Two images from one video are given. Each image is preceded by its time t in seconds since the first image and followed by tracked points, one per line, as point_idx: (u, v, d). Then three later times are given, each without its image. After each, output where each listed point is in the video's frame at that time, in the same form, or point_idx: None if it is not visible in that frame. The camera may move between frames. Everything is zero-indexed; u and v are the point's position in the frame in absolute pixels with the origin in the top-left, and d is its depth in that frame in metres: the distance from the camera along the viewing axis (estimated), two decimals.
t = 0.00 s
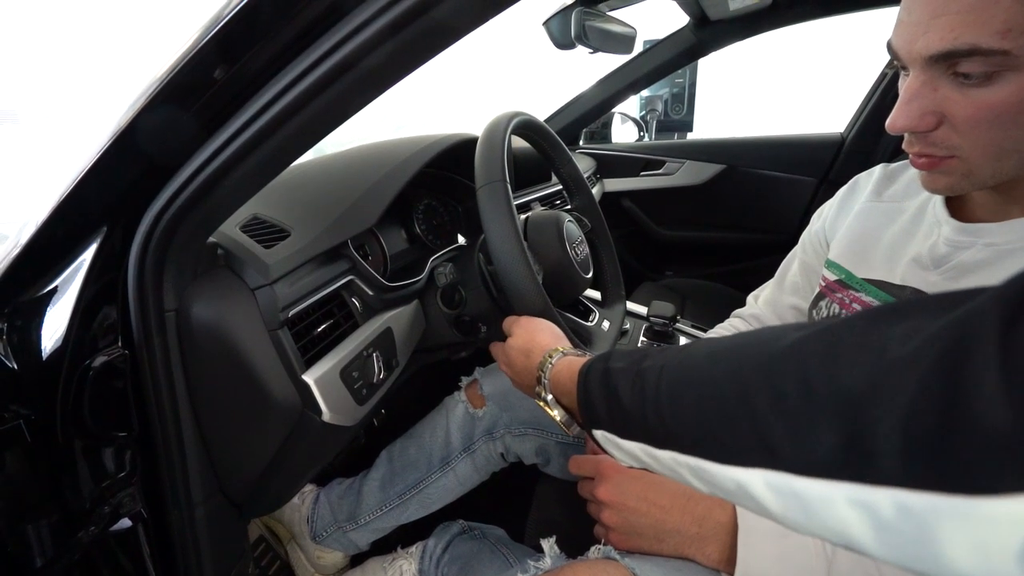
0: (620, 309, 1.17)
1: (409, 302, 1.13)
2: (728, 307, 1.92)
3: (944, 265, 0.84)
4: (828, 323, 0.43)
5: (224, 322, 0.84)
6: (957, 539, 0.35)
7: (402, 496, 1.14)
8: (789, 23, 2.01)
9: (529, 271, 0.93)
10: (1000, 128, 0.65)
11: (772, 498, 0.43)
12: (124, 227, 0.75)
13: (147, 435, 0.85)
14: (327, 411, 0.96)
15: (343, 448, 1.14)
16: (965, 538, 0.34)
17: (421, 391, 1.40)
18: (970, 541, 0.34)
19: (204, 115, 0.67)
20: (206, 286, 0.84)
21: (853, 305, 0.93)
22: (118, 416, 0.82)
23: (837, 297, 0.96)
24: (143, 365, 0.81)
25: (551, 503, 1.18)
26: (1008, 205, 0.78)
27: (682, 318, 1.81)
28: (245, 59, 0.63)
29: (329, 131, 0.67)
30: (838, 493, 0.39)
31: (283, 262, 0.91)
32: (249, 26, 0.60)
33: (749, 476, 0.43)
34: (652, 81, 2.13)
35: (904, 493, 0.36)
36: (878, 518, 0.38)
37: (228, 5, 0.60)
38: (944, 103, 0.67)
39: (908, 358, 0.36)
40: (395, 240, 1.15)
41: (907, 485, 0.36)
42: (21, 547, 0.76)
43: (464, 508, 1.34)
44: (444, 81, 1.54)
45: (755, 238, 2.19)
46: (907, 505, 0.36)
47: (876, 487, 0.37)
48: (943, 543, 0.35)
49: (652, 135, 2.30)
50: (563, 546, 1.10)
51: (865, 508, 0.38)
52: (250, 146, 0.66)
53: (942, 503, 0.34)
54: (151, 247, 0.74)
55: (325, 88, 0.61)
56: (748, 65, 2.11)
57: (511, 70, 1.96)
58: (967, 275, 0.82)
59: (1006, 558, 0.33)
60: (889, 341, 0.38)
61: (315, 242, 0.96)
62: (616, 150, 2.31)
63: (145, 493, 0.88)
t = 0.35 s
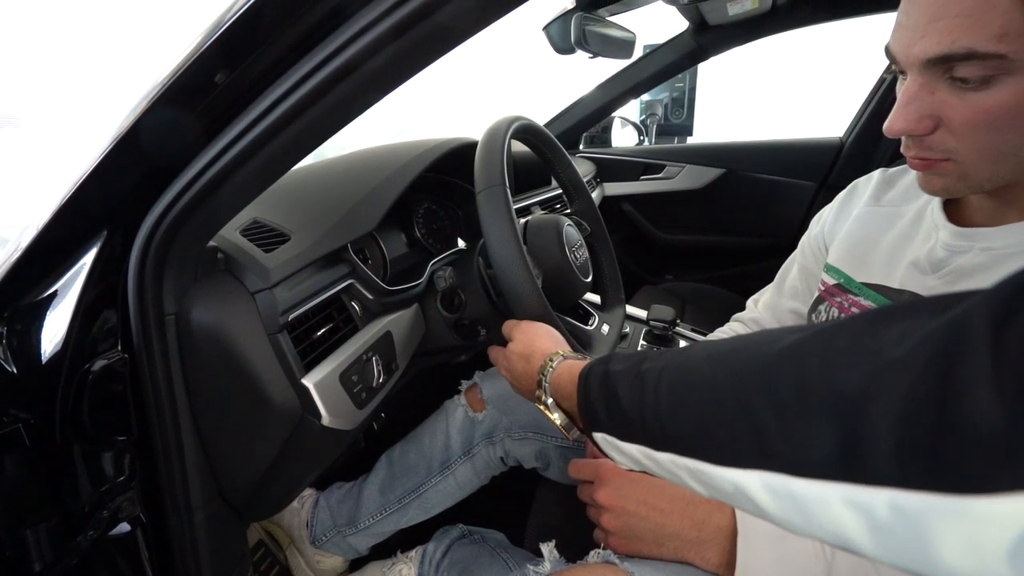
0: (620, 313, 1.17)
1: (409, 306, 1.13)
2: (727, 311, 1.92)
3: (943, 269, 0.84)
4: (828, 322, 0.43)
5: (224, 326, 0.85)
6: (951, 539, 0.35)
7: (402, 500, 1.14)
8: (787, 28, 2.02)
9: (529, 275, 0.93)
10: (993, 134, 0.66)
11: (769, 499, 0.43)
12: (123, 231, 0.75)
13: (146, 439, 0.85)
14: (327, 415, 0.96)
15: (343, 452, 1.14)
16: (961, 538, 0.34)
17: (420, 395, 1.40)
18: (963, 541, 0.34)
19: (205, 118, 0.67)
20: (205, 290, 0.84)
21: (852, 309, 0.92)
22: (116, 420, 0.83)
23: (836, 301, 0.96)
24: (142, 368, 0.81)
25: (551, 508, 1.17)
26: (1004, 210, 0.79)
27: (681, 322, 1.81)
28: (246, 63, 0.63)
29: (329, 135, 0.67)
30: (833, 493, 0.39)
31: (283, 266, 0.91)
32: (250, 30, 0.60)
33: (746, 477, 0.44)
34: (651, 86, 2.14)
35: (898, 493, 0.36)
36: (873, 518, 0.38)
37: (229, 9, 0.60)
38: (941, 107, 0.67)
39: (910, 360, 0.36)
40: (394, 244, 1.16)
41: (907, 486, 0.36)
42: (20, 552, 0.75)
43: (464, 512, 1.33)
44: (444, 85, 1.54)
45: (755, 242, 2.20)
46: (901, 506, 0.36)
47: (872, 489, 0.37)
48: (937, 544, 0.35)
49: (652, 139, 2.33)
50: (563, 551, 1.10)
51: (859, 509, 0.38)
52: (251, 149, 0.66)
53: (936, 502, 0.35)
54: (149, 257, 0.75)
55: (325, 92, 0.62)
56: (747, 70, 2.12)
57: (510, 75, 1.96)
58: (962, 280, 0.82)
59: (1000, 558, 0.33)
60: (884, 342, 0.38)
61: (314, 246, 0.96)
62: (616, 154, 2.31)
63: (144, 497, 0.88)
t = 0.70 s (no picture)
0: (617, 315, 1.17)
1: (406, 308, 1.13)
2: (725, 313, 1.93)
3: (947, 270, 0.84)
4: (823, 324, 0.43)
5: (222, 329, 0.84)
6: (938, 540, 0.36)
7: (400, 502, 1.14)
8: (784, 31, 2.02)
9: (525, 277, 0.93)
10: (958, 119, 0.65)
11: (759, 501, 0.44)
12: (121, 235, 0.75)
13: (143, 441, 0.85)
14: (324, 417, 0.96)
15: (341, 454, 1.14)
16: (948, 539, 0.35)
17: (418, 397, 1.40)
18: (950, 542, 0.35)
19: (203, 121, 0.67)
20: (203, 293, 0.84)
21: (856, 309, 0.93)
22: (113, 423, 0.83)
23: (838, 300, 0.96)
24: (139, 371, 0.81)
25: (549, 510, 1.17)
26: (1011, 211, 0.79)
27: (679, 324, 1.81)
28: (245, 67, 0.63)
29: (328, 136, 0.67)
30: (823, 495, 0.40)
31: (280, 268, 0.91)
32: (249, 32, 0.60)
33: (738, 479, 0.44)
34: (649, 88, 2.15)
35: (886, 496, 0.37)
36: (861, 520, 0.39)
37: (227, 13, 0.60)
38: (905, 96, 0.68)
39: (908, 361, 0.36)
40: (391, 246, 1.16)
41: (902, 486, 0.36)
42: (17, 555, 0.75)
43: (462, 514, 1.33)
44: (442, 87, 1.54)
45: (752, 244, 2.20)
46: (888, 508, 0.37)
47: (860, 489, 0.38)
48: (925, 545, 0.36)
49: (651, 141, 2.31)
50: (561, 553, 1.10)
51: (849, 511, 0.39)
52: (250, 151, 0.66)
53: (924, 506, 0.36)
54: (145, 269, 0.75)
55: (325, 94, 0.62)
56: (744, 72, 2.13)
57: (508, 77, 1.97)
58: (973, 279, 0.81)
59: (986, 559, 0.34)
60: (874, 342, 0.39)
61: (312, 248, 0.96)
62: (614, 156, 2.29)
63: (141, 500, 0.88)
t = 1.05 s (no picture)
0: (615, 315, 1.17)
1: (405, 309, 1.13)
2: (723, 314, 1.93)
3: (941, 264, 0.84)
4: (822, 332, 0.43)
5: (219, 329, 0.85)
6: (938, 554, 0.36)
7: (398, 502, 1.14)
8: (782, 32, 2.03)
9: (520, 276, 0.93)
10: (902, 113, 0.74)
11: (758, 511, 0.44)
12: (118, 234, 0.75)
13: (141, 442, 0.84)
14: (322, 418, 0.96)
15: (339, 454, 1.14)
16: (948, 553, 0.35)
17: (416, 397, 1.40)
18: (950, 556, 0.35)
19: (201, 121, 0.67)
20: (201, 294, 0.84)
21: (856, 305, 0.93)
22: (111, 424, 0.82)
23: (837, 296, 0.97)
24: (137, 373, 0.80)
25: (547, 511, 1.17)
26: (988, 200, 0.80)
27: (677, 325, 1.81)
28: (242, 67, 0.63)
29: (326, 136, 0.67)
30: (822, 506, 0.40)
31: (278, 269, 0.91)
32: (248, 32, 0.60)
33: (737, 488, 0.44)
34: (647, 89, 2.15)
35: (887, 509, 0.37)
36: (861, 533, 0.39)
37: (225, 13, 0.60)
38: (866, 101, 0.79)
39: (913, 369, 0.36)
40: (389, 247, 1.16)
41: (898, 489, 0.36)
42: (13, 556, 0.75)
43: (459, 515, 1.33)
44: (440, 89, 1.55)
45: (749, 245, 2.20)
46: (889, 523, 0.37)
47: (859, 503, 0.38)
48: (924, 558, 0.36)
49: (649, 142, 2.33)
50: (559, 554, 1.10)
51: (848, 524, 0.39)
52: (247, 151, 0.66)
53: (926, 520, 0.35)
54: (142, 268, 0.75)
55: (323, 94, 0.62)
56: (742, 73, 2.13)
57: (507, 78, 1.97)
58: (964, 271, 0.81)
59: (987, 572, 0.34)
60: (874, 352, 0.39)
61: (310, 249, 0.96)
62: (615, 155, 2.28)
63: (139, 502, 0.87)
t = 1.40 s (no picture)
0: (615, 313, 1.17)
1: (405, 307, 1.13)
2: (723, 312, 1.93)
3: (941, 258, 0.84)
4: (835, 338, 0.44)
5: (219, 326, 0.85)
6: (958, 560, 0.36)
7: (398, 500, 1.14)
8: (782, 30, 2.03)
9: (521, 272, 0.93)
10: (897, 112, 0.74)
11: (769, 516, 0.44)
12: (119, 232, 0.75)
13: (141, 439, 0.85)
14: (322, 415, 0.96)
15: (339, 451, 1.14)
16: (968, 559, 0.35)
17: (417, 396, 1.40)
18: (966, 562, 0.35)
19: (200, 118, 0.67)
20: (201, 292, 0.84)
21: (856, 300, 0.93)
22: (111, 422, 0.83)
23: (837, 292, 0.97)
24: (138, 372, 0.80)
25: (547, 509, 1.17)
26: (987, 197, 0.80)
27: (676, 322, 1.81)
28: (241, 64, 0.63)
29: (326, 133, 0.67)
30: (837, 515, 0.40)
31: (278, 266, 0.91)
32: (246, 29, 0.60)
33: (750, 495, 0.44)
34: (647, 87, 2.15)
35: (905, 518, 0.37)
36: (874, 539, 0.39)
37: (223, 10, 0.60)
38: (859, 102, 0.79)
39: (926, 376, 0.36)
40: (389, 244, 1.16)
41: (904, 483, 0.36)
42: (14, 554, 0.75)
43: (460, 513, 1.33)
44: (439, 87, 1.54)
45: (749, 243, 2.20)
46: (907, 531, 0.37)
47: (874, 510, 0.38)
48: (944, 564, 0.36)
49: (649, 140, 2.34)
50: (559, 551, 1.10)
51: (866, 532, 0.39)
52: (248, 148, 0.66)
53: (945, 528, 0.35)
54: (142, 266, 0.75)
55: (324, 90, 0.62)
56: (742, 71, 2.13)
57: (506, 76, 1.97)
58: (960, 267, 0.81)
59: None
60: (886, 361, 0.39)
61: (310, 246, 0.96)
62: (613, 154, 2.32)
63: (139, 499, 0.87)
